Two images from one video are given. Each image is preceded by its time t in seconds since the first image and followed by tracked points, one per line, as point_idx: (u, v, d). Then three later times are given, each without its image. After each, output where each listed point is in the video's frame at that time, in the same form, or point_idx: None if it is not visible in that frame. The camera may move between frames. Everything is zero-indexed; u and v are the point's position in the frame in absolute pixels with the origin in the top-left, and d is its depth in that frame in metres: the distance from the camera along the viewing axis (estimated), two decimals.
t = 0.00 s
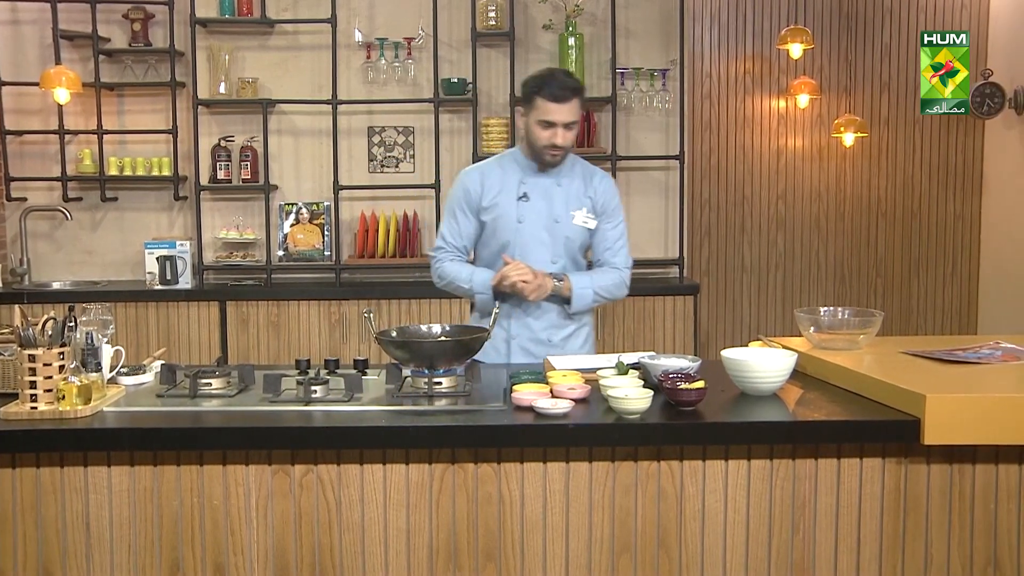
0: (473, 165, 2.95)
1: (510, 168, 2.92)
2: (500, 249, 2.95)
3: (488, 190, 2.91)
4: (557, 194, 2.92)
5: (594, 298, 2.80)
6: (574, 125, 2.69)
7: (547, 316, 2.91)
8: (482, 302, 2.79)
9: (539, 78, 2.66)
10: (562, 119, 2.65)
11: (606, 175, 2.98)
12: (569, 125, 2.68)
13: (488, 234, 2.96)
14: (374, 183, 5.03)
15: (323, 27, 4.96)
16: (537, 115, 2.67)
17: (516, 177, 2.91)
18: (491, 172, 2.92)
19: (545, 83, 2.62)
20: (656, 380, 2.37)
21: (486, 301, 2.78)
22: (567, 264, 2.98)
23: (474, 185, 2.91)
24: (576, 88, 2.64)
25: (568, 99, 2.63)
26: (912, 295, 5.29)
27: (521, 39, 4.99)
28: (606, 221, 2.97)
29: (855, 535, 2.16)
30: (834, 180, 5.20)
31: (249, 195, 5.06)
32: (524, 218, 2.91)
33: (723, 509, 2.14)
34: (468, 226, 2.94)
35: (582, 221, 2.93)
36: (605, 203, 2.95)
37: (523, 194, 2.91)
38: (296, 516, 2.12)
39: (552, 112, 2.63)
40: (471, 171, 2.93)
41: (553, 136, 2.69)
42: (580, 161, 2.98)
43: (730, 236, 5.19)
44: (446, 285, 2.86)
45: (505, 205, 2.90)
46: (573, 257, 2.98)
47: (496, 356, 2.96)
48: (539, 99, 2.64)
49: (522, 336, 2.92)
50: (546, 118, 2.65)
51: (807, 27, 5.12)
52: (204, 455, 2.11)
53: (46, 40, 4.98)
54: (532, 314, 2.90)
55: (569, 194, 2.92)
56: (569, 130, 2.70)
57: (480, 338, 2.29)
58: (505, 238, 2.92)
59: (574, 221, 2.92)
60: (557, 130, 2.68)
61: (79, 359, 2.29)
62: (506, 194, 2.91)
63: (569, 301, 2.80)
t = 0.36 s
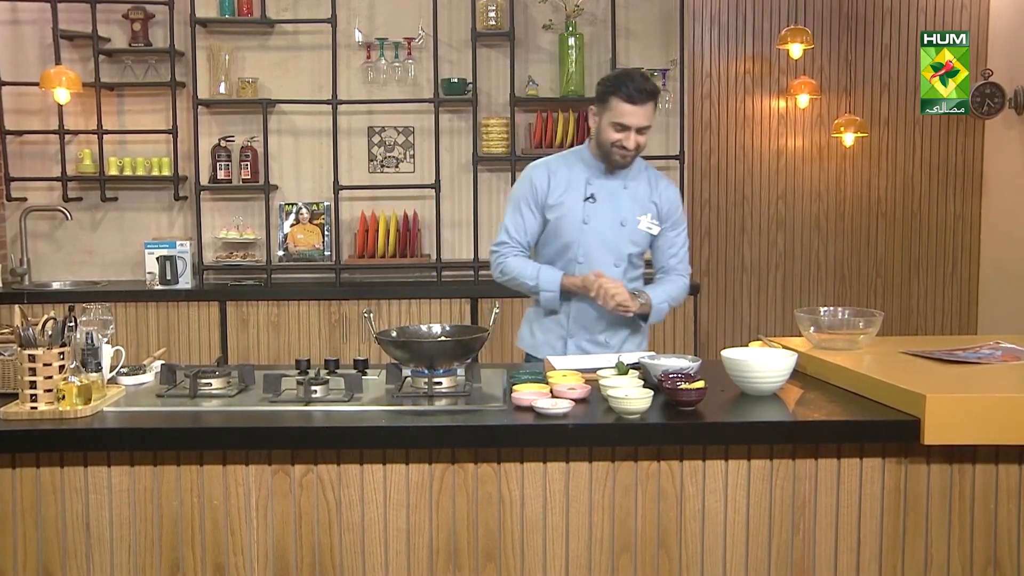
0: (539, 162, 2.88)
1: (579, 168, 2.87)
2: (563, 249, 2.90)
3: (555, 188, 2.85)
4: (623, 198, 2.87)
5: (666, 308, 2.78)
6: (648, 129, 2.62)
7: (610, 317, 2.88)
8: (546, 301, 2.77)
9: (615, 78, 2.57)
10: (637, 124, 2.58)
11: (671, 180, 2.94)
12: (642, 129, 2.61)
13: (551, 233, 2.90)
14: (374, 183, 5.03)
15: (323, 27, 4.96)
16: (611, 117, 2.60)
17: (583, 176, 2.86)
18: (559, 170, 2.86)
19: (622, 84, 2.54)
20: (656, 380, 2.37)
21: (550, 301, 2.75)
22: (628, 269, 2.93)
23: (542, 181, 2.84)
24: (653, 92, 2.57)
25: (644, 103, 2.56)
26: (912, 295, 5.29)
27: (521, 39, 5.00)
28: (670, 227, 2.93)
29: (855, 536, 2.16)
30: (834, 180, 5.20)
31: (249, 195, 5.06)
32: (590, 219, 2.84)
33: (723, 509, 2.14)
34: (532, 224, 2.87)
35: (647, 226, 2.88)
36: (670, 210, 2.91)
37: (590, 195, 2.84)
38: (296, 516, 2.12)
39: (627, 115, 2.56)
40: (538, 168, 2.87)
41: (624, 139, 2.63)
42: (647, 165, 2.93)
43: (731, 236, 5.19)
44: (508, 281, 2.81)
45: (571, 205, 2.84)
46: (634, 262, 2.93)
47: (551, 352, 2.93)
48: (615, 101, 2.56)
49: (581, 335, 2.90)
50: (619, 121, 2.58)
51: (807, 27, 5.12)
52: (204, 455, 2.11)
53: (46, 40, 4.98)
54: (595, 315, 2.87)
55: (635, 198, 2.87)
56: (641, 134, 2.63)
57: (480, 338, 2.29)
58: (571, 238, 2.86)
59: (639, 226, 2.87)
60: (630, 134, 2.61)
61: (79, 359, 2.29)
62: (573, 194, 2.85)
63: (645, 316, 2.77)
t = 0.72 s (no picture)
0: (563, 159, 2.91)
1: (601, 167, 2.88)
2: (580, 247, 2.92)
3: (576, 186, 2.88)
4: (643, 200, 2.88)
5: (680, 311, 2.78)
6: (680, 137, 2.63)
7: (622, 318, 2.89)
8: (559, 298, 2.78)
9: (649, 86, 2.56)
10: (670, 133, 2.59)
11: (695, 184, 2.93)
12: (676, 137, 2.62)
13: (570, 230, 2.92)
14: (371, 183, 5.03)
15: (320, 26, 4.96)
16: (645, 125, 2.60)
17: (604, 176, 2.87)
18: (580, 169, 2.88)
19: (657, 94, 2.54)
20: (653, 380, 2.37)
21: (562, 297, 2.76)
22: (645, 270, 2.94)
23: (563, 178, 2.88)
24: (688, 100, 2.56)
25: (678, 112, 2.56)
26: (909, 295, 5.29)
27: (518, 39, 5.00)
28: (691, 231, 2.93)
29: (851, 535, 2.16)
30: (832, 180, 5.20)
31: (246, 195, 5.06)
32: (609, 219, 2.86)
33: (720, 509, 2.14)
34: (553, 220, 2.91)
35: (665, 229, 2.89)
36: (691, 213, 2.92)
37: (610, 195, 2.86)
38: (293, 516, 2.12)
39: (661, 125, 2.57)
40: (561, 165, 2.90)
41: (657, 147, 2.64)
42: (671, 168, 2.93)
43: (729, 236, 5.19)
44: (526, 275, 2.86)
45: (590, 204, 2.86)
46: (652, 264, 2.94)
47: (565, 347, 2.96)
48: (649, 110, 2.56)
49: (593, 334, 2.91)
50: (654, 130, 2.59)
51: (804, 27, 5.12)
52: (200, 455, 2.11)
53: (42, 40, 4.97)
54: (606, 315, 2.89)
55: (655, 200, 2.88)
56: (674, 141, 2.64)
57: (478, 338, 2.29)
58: (588, 237, 2.89)
59: (657, 229, 2.89)
60: (663, 143, 2.63)
61: (76, 359, 2.29)
62: (592, 193, 2.87)
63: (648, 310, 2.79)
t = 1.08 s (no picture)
0: (560, 160, 2.93)
1: (597, 168, 2.89)
2: (578, 247, 2.92)
3: (572, 186, 2.89)
4: (640, 200, 2.87)
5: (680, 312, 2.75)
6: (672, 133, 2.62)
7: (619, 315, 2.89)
8: (555, 292, 2.82)
9: (639, 82, 2.58)
10: (660, 128, 2.58)
11: (693, 184, 2.92)
12: (667, 133, 2.62)
13: (568, 230, 2.93)
14: (364, 183, 5.02)
15: (313, 26, 4.95)
16: (635, 121, 2.61)
17: (601, 176, 2.88)
18: (577, 169, 2.90)
19: (646, 89, 2.54)
20: (646, 380, 2.37)
21: (558, 291, 2.81)
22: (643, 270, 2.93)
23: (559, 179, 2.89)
24: (678, 95, 2.56)
25: (669, 107, 2.56)
26: (902, 295, 5.30)
27: (511, 39, 5.00)
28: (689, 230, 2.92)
29: (844, 535, 2.16)
30: (826, 180, 5.21)
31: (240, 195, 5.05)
32: (605, 218, 2.86)
33: (713, 509, 2.14)
34: (549, 220, 2.93)
35: (662, 229, 2.88)
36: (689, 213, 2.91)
37: (606, 195, 2.86)
38: (286, 516, 2.11)
39: (652, 120, 2.57)
40: (558, 165, 2.92)
41: (649, 143, 2.64)
42: (669, 168, 2.93)
43: (722, 235, 5.20)
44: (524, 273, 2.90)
45: (586, 203, 2.87)
46: (651, 264, 2.93)
47: (563, 348, 2.94)
48: (639, 106, 2.57)
49: (592, 334, 2.90)
50: (644, 126, 2.59)
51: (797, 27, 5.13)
52: (193, 456, 2.10)
53: (34, 40, 4.96)
54: (605, 313, 2.89)
55: (653, 199, 2.88)
56: (666, 138, 2.64)
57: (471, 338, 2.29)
58: (585, 236, 2.89)
59: (654, 228, 2.88)
60: (655, 138, 2.62)
61: (68, 359, 2.29)
62: (589, 192, 2.87)
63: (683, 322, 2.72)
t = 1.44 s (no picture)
0: (561, 161, 2.98)
1: (595, 168, 2.91)
2: (574, 246, 2.94)
3: (568, 186, 2.92)
4: (634, 200, 2.85)
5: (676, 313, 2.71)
6: (654, 131, 2.61)
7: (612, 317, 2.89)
8: (543, 296, 2.84)
9: (623, 79, 2.58)
10: (639, 126, 2.58)
11: (694, 184, 2.85)
12: (649, 131, 2.61)
13: (566, 230, 2.96)
14: (361, 183, 5.02)
15: (310, 26, 4.95)
16: (617, 119, 2.62)
17: (596, 176, 2.89)
18: (575, 169, 2.93)
19: (626, 88, 2.55)
20: (643, 380, 2.37)
21: (544, 296, 2.82)
22: (638, 271, 2.90)
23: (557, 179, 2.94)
24: (659, 94, 2.54)
25: (649, 107, 2.55)
26: (898, 295, 5.31)
27: (509, 39, 5.00)
28: (688, 231, 2.84)
29: (841, 535, 2.16)
30: (822, 180, 5.22)
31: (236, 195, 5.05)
32: (597, 218, 2.87)
33: (710, 509, 2.14)
34: (550, 219, 2.98)
35: (656, 229, 2.84)
36: (687, 214, 2.84)
37: (600, 195, 2.87)
38: (283, 516, 2.11)
39: (631, 118, 2.57)
40: (559, 166, 2.97)
41: (632, 141, 2.64)
42: (670, 168, 2.88)
43: (719, 235, 5.20)
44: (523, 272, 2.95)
45: (580, 203, 2.89)
46: (647, 265, 2.90)
47: (559, 346, 2.97)
48: (620, 104, 2.58)
49: (586, 333, 2.91)
50: (624, 124, 2.60)
51: (794, 27, 5.13)
52: (190, 456, 2.10)
53: (31, 40, 4.96)
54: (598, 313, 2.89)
55: (647, 199, 2.85)
56: (649, 136, 2.63)
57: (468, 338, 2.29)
58: (578, 235, 2.90)
59: (647, 229, 2.85)
60: (636, 137, 2.62)
61: (65, 360, 2.28)
62: (583, 192, 2.89)
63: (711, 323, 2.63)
